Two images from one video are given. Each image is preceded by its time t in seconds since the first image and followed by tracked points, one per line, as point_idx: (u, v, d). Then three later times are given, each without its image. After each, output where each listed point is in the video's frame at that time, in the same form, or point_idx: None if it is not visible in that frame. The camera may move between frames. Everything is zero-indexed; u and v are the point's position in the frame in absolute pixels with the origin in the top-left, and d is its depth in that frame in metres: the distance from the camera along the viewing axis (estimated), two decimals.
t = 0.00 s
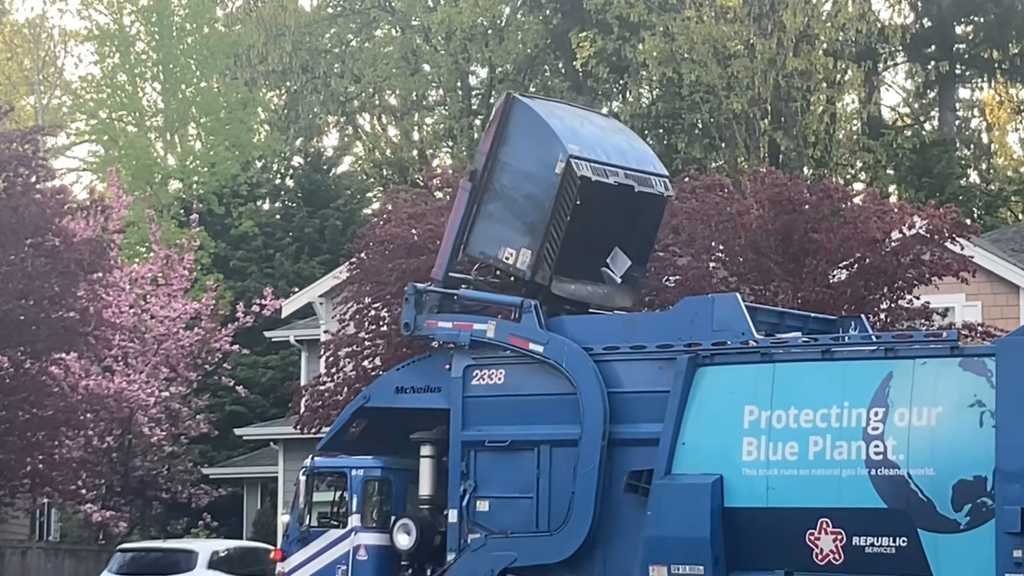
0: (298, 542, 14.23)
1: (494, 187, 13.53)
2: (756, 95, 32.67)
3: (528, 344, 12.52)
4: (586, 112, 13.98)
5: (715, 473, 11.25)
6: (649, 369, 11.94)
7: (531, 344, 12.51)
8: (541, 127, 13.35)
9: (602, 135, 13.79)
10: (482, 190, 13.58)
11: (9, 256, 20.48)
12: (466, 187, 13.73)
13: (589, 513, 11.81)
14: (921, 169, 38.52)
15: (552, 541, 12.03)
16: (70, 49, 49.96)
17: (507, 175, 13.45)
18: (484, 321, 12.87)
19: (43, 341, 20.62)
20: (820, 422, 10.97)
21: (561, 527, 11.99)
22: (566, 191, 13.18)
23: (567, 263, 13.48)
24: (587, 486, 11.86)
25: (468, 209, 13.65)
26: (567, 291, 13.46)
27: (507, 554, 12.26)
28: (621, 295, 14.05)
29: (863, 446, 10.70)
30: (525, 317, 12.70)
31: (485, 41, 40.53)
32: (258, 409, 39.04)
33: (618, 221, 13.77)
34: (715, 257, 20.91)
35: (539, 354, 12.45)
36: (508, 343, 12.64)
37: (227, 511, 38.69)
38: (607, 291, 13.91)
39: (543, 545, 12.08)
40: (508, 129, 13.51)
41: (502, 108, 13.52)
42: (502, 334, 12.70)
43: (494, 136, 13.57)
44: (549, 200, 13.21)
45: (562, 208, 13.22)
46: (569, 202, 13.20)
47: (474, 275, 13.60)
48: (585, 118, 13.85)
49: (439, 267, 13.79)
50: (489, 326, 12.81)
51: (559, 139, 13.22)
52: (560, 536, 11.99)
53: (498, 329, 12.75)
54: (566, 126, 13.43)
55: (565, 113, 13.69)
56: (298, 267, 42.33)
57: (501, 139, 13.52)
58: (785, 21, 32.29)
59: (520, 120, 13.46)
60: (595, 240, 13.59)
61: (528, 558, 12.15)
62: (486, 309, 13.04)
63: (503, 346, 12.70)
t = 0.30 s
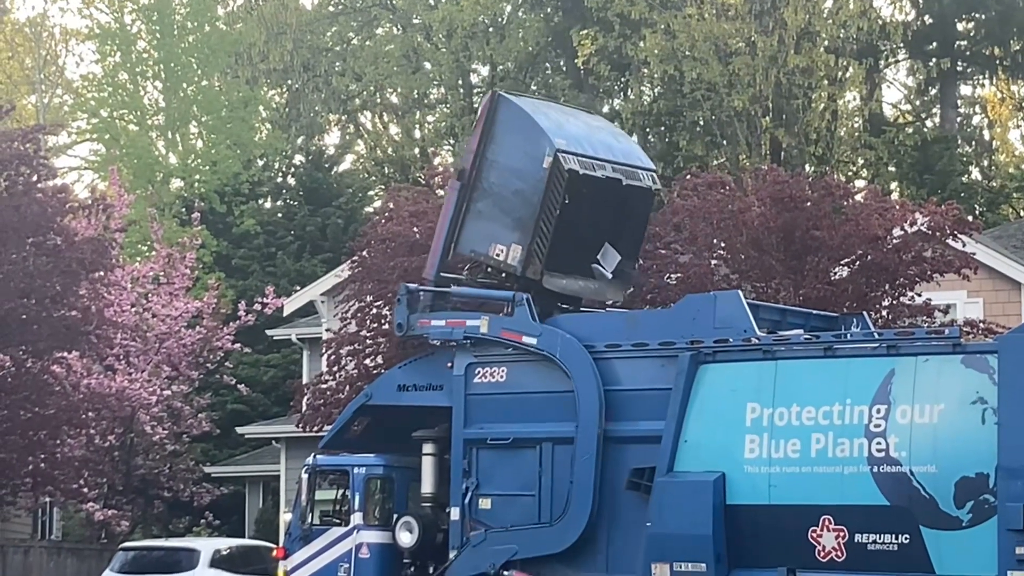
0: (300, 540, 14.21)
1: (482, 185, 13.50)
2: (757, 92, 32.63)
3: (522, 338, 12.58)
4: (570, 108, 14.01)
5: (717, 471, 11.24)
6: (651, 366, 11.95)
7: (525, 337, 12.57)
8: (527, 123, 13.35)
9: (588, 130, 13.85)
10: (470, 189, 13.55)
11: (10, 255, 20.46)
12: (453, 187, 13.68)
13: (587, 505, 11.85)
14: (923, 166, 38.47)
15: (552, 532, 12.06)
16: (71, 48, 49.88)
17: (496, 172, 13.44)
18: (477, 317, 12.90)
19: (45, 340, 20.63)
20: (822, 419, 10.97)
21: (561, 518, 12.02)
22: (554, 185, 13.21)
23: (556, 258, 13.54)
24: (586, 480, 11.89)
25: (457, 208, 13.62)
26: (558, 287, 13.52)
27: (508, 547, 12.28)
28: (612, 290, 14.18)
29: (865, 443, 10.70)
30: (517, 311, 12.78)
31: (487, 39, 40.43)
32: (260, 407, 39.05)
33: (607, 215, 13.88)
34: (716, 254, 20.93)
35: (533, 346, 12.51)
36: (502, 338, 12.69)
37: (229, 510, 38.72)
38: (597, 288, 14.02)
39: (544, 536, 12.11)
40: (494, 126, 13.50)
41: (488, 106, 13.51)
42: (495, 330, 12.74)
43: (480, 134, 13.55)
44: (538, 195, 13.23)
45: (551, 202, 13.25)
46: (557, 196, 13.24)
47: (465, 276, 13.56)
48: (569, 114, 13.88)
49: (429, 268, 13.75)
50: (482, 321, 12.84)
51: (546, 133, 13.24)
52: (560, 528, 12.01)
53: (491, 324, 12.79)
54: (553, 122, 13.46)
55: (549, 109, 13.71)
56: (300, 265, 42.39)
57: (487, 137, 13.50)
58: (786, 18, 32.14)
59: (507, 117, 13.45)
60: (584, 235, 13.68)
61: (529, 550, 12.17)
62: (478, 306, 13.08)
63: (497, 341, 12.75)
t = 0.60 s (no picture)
0: (305, 537, 14.32)
1: (461, 183, 13.64)
2: (760, 88, 32.63)
3: (511, 329, 12.68)
4: (544, 108, 14.18)
5: (721, 466, 11.24)
6: (654, 363, 11.95)
7: (514, 327, 12.67)
8: (503, 119, 13.54)
9: (564, 126, 14.01)
10: (449, 189, 13.68)
11: (14, 253, 20.44)
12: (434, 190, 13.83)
13: (584, 495, 11.89)
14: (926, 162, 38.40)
15: (553, 518, 12.08)
16: (74, 45, 49.76)
17: (474, 170, 13.58)
18: (465, 312, 13.02)
19: (49, 337, 20.64)
20: (825, 415, 10.97)
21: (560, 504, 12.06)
22: (532, 177, 13.38)
23: (539, 251, 13.69)
24: (581, 467, 11.95)
25: (438, 209, 13.74)
26: (542, 280, 13.68)
27: (509, 536, 12.31)
28: (593, 282, 14.42)
29: (869, 439, 10.71)
30: (504, 302, 12.88)
31: (489, 35, 40.39)
32: (264, 404, 39.07)
33: (586, 209, 14.06)
34: (719, 251, 20.93)
35: (522, 336, 12.61)
36: (491, 331, 12.80)
37: (233, 506, 38.76)
38: (581, 281, 14.19)
39: (545, 523, 12.13)
40: (470, 126, 13.68)
41: (462, 107, 13.70)
42: (483, 323, 12.87)
43: (456, 134, 13.73)
44: (516, 188, 13.36)
45: (530, 194, 13.39)
46: (536, 188, 13.40)
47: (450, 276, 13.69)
48: (545, 112, 14.05)
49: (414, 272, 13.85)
50: (470, 316, 12.97)
51: (522, 128, 13.42)
52: (560, 513, 12.03)
53: (479, 318, 12.91)
54: (528, 118, 13.64)
55: (524, 108, 13.89)
56: (303, 262, 42.74)
57: (464, 138, 13.67)
58: (790, 14, 32.03)
59: (481, 116, 13.63)
60: (565, 227, 13.85)
61: (529, 538, 12.19)
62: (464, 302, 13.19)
63: (485, 334, 12.85)
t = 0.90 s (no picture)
0: (309, 535, 14.23)
1: (442, 185, 13.91)
2: (765, 84, 32.60)
3: (498, 322, 12.83)
4: (518, 109, 14.52)
5: (726, 463, 11.24)
6: (659, 360, 11.98)
7: (502, 320, 12.81)
8: (481, 120, 13.87)
9: (540, 124, 14.37)
10: (430, 191, 13.94)
11: (18, 250, 20.38)
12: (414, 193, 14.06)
13: (582, 483, 11.97)
14: (930, 158, 38.37)
15: (552, 506, 12.13)
16: (79, 43, 49.69)
17: (455, 171, 13.87)
18: (453, 310, 13.21)
19: (53, 334, 20.62)
20: (830, 411, 10.97)
21: (559, 490, 12.13)
22: (513, 173, 13.70)
23: (523, 246, 14.01)
24: (580, 460, 12.03)
25: (420, 212, 13.98)
26: (528, 275, 14.01)
27: (511, 527, 12.36)
28: (580, 278, 14.71)
29: (873, 436, 10.71)
30: (490, 296, 13.03)
31: (494, 33, 40.28)
32: (269, 401, 39.08)
33: (568, 204, 14.41)
34: (723, 248, 20.86)
35: (511, 328, 12.74)
36: (479, 324, 12.96)
37: (238, 504, 38.79)
38: (567, 276, 14.51)
39: (545, 513, 12.17)
40: (448, 128, 13.97)
41: (439, 110, 13.97)
42: (471, 317, 13.04)
43: (434, 137, 14.00)
44: (499, 184, 13.70)
45: (511, 189, 13.72)
46: (517, 183, 13.73)
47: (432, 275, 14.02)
48: (521, 113, 14.39)
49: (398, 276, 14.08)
50: (457, 312, 13.14)
51: (501, 126, 13.75)
52: (558, 501, 12.10)
53: (468, 314, 13.07)
54: (505, 117, 13.97)
55: (499, 109, 14.23)
56: (307, 260, 42.58)
57: (443, 140, 13.95)
58: (793, 11, 32.01)
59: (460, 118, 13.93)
60: (548, 223, 14.19)
61: (530, 528, 12.24)
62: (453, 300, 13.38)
63: (473, 329, 13.01)
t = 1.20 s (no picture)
0: (316, 531, 14.22)
1: (432, 186, 14.12)
2: (771, 79, 32.54)
3: (494, 315, 12.91)
4: (505, 110, 14.72)
5: (733, 458, 11.25)
6: (665, 355, 11.98)
7: (498, 313, 12.89)
8: (467, 119, 14.07)
9: (528, 123, 14.56)
10: (420, 193, 14.16)
11: (27, 246, 20.40)
12: (405, 196, 14.27)
13: (584, 473, 12.02)
14: (937, 153, 38.34)
15: (555, 495, 12.17)
16: (86, 39, 49.71)
17: (444, 171, 14.07)
18: (447, 307, 13.25)
19: (61, 331, 20.59)
20: (837, 406, 10.98)
21: (561, 478, 12.17)
22: (502, 169, 13.90)
23: (515, 243, 14.20)
24: (581, 452, 12.07)
25: (412, 213, 14.19)
26: (522, 271, 14.17)
27: (515, 518, 12.39)
28: (574, 275, 14.91)
29: (881, 431, 10.72)
30: (484, 290, 13.14)
31: (500, 28, 40.27)
32: (276, 397, 39.16)
33: (557, 200, 14.64)
34: (731, 243, 20.90)
35: (507, 320, 12.82)
36: (475, 319, 13.01)
37: (246, 500, 38.87)
38: (560, 272, 14.71)
39: (548, 503, 12.21)
40: (435, 129, 14.17)
41: (425, 112, 14.18)
42: (466, 313, 13.09)
43: (422, 139, 14.21)
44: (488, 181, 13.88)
45: (501, 185, 13.90)
46: (507, 178, 13.91)
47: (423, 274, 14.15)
48: (508, 113, 14.59)
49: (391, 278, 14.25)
50: (453, 308, 13.19)
51: (487, 124, 13.95)
52: (562, 489, 12.15)
53: (463, 309, 13.12)
54: (491, 116, 14.17)
55: (485, 109, 14.43)
56: (315, 255, 42.76)
57: (430, 141, 14.14)
58: (800, 6, 31.88)
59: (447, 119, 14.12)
60: (538, 219, 14.41)
61: (535, 518, 12.27)
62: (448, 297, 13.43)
63: (469, 324, 13.07)
